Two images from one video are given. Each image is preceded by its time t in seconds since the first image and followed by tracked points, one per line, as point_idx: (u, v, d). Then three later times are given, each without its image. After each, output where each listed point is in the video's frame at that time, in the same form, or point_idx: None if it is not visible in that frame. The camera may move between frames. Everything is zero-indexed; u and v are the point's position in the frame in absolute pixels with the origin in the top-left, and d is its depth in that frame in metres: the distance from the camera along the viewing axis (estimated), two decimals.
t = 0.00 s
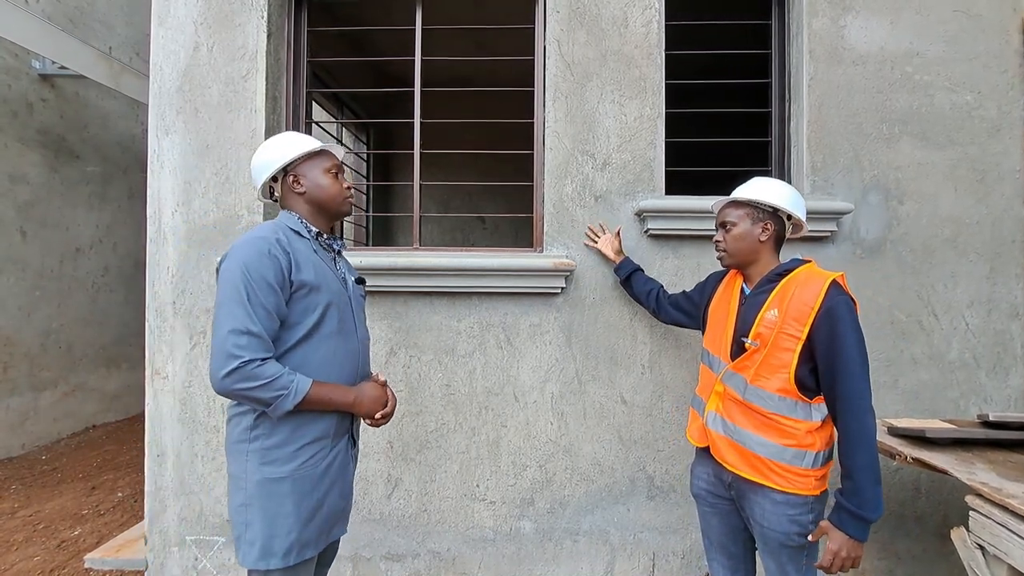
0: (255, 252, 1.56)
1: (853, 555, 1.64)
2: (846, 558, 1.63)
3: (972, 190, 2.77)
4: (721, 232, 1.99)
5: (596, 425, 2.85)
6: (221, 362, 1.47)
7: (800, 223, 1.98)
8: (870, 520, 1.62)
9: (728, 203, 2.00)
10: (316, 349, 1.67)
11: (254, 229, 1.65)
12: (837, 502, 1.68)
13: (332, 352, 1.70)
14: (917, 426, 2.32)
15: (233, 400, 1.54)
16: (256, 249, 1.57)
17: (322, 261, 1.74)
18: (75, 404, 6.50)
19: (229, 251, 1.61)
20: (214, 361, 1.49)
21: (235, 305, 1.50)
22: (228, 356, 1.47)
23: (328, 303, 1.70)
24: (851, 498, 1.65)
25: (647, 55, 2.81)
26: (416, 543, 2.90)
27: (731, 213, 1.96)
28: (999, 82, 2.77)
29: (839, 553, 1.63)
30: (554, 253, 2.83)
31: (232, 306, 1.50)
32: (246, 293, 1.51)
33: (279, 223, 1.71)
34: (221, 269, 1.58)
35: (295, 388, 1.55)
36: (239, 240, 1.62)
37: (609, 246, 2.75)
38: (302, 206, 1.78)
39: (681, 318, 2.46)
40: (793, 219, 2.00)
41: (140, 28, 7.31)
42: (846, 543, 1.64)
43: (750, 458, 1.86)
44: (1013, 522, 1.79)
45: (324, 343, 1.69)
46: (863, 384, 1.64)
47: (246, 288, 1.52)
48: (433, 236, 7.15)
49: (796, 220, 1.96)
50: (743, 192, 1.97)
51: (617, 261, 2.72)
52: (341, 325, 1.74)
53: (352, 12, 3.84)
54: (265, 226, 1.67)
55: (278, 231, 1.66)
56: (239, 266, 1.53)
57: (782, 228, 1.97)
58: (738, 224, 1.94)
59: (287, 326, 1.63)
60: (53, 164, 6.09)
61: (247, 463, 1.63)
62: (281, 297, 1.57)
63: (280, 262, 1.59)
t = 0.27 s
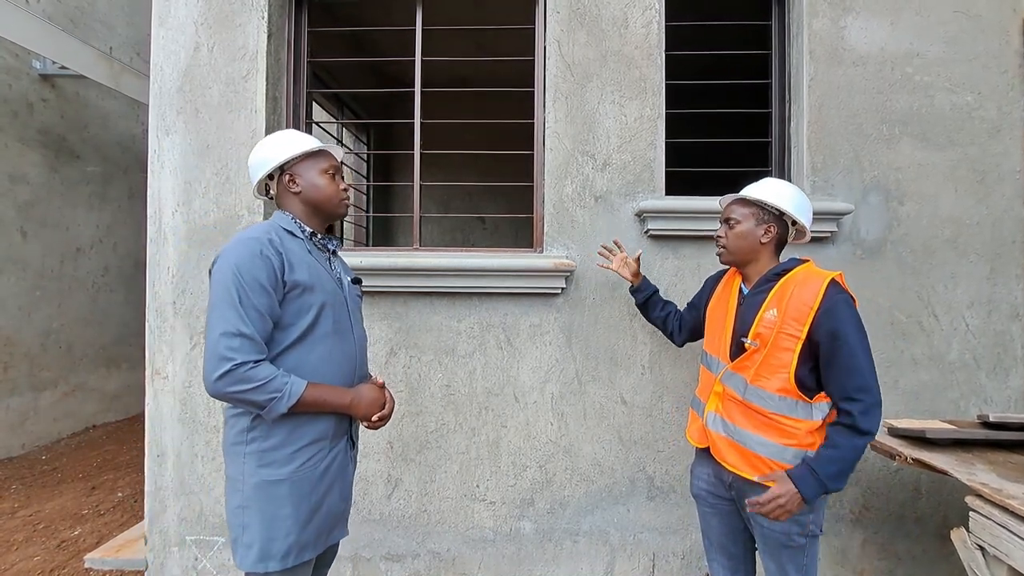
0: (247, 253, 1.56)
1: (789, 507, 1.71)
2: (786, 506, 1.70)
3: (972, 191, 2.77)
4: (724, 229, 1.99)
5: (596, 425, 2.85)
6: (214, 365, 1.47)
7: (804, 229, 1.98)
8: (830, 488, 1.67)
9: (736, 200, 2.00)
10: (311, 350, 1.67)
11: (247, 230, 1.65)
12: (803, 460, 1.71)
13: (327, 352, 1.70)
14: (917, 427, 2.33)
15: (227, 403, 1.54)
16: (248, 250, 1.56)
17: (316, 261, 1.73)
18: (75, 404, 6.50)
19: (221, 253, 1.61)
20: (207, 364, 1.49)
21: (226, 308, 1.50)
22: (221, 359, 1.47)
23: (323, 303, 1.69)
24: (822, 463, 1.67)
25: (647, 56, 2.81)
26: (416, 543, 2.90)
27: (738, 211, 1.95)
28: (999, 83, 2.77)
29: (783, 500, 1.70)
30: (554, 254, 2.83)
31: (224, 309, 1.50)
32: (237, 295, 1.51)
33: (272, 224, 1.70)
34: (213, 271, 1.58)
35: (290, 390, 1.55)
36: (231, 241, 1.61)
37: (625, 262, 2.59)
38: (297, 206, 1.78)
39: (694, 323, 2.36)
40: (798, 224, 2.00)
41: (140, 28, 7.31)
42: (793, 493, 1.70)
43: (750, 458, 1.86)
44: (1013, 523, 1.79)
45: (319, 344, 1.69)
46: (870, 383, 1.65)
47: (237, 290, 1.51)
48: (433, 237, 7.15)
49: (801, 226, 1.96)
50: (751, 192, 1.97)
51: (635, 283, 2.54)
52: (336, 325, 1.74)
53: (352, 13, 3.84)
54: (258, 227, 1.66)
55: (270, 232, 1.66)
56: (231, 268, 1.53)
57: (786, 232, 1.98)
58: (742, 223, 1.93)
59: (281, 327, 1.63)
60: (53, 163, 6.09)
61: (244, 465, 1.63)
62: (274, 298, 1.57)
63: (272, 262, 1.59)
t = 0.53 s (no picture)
0: (243, 255, 1.56)
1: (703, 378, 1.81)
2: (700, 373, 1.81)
3: (972, 191, 2.78)
4: (729, 229, 1.96)
5: (596, 425, 2.85)
6: (211, 367, 1.47)
7: (810, 232, 1.97)
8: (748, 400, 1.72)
9: (741, 200, 1.97)
10: (309, 351, 1.67)
11: (244, 230, 1.65)
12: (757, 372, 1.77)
13: (325, 353, 1.70)
14: (916, 427, 2.33)
15: (225, 405, 1.54)
16: (244, 251, 1.56)
17: (313, 262, 1.73)
18: (75, 404, 6.50)
19: (218, 254, 1.61)
20: (204, 367, 1.49)
21: (223, 309, 1.50)
22: (218, 361, 1.47)
23: (321, 304, 1.70)
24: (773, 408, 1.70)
25: (647, 56, 2.81)
26: (416, 543, 2.90)
27: (744, 212, 1.92)
28: (999, 83, 2.77)
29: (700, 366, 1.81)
30: (554, 254, 2.83)
31: (221, 311, 1.50)
32: (234, 296, 1.51)
33: (269, 224, 1.70)
34: (210, 272, 1.58)
35: (287, 392, 1.55)
36: (227, 242, 1.61)
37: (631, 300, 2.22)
38: (294, 206, 1.78)
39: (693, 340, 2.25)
40: (803, 227, 1.98)
41: (140, 28, 7.31)
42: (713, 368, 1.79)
43: (749, 457, 1.86)
44: (1012, 523, 1.79)
45: (317, 345, 1.69)
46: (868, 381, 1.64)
47: (234, 291, 1.51)
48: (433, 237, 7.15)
49: (806, 228, 1.94)
50: (757, 192, 1.93)
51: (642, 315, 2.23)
52: (335, 326, 1.74)
53: (352, 13, 3.84)
54: (255, 227, 1.66)
55: (267, 232, 1.65)
56: (227, 269, 1.53)
57: (791, 235, 1.96)
58: (750, 225, 1.91)
59: (279, 328, 1.63)
60: (54, 163, 6.09)
61: (242, 467, 1.63)
62: (271, 299, 1.57)
63: (269, 263, 1.59)
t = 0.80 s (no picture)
0: (242, 255, 1.56)
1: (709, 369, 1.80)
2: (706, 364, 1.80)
3: (972, 192, 2.78)
4: (733, 228, 1.96)
5: (596, 425, 2.85)
6: (211, 368, 1.47)
7: (812, 236, 1.96)
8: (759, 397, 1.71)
9: (746, 200, 1.96)
10: (309, 352, 1.67)
11: (242, 231, 1.65)
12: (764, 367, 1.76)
13: (325, 354, 1.71)
14: (916, 427, 2.33)
15: (225, 406, 1.54)
16: (243, 252, 1.56)
17: (312, 262, 1.74)
18: (75, 404, 6.50)
19: (216, 255, 1.61)
20: (204, 368, 1.49)
21: (222, 310, 1.50)
22: (218, 362, 1.47)
23: (320, 304, 1.70)
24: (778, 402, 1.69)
25: (647, 56, 2.81)
26: (416, 543, 2.90)
27: (749, 212, 1.91)
28: (999, 84, 2.78)
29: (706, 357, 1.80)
30: (554, 254, 2.84)
31: (220, 312, 1.50)
32: (233, 297, 1.51)
33: (267, 225, 1.70)
34: (208, 273, 1.58)
35: (287, 393, 1.55)
36: (225, 243, 1.61)
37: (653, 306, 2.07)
38: (292, 206, 1.78)
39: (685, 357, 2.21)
40: (805, 231, 1.97)
41: (140, 28, 7.32)
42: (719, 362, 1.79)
43: (752, 458, 1.85)
44: (1012, 523, 1.80)
45: (317, 346, 1.69)
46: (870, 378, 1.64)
47: (233, 292, 1.51)
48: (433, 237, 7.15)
49: (808, 232, 1.94)
50: (762, 192, 1.92)
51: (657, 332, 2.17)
52: (334, 326, 1.75)
53: (353, 13, 3.84)
54: (253, 228, 1.66)
55: (265, 233, 1.66)
56: (226, 270, 1.53)
57: (792, 238, 1.96)
58: (755, 226, 1.90)
59: (279, 329, 1.63)
60: (54, 163, 6.10)
61: (242, 468, 1.63)
62: (271, 299, 1.57)
63: (268, 264, 1.59)
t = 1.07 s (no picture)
0: (241, 255, 1.56)
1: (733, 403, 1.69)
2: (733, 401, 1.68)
3: (972, 192, 2.78)
4: (736, 235, 1.95)
5: (596, 426, 2.85)
6: (211, 369, 1.47)
7: (815, 231, 1.95)
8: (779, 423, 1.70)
9: (743, 205, 1.95)
10: (308, 352, 1.68)
11: (240, 231, 1.65)
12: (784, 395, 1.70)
13: (324, 354, 1.71)
14: (916, 428, 2.33)
15: (225, 407, 1.54)
16: (242, 252, 1.57)
17: (311, 262, 1.74)
18: (75, 404, 6.50)
19: (215, 255, 1.61)
20: (204, 368, 1.49)
21: (222, 310, 1.50)
22: (218, 362, 1.47)
23: (320, 304, 1.70)
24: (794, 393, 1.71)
25: (647, 57, 2.82)
26: (416, 543, 2.90)
27: (750, 218, 1.90)
28: (999, 84, 2.78)
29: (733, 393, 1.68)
30: (554, 254, 2.84)
31: (220, 312, 1.50)
32: (232, 297, 1.51)
33: (266, 225, 1.70)
34: (207, 273, 1.58)
35: (288, 393, 1.55)
36: (224, 243, 1.61)
37: (661, 353, 2.10)
38: (290, 206, 1.78)
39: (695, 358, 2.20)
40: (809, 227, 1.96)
41: (140, 28, 7.32)
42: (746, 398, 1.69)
43: (759, 461, 1.85)
44: (1012, 523, 1.80)
45: (316, 346, 1.69)
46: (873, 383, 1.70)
47: (232, 292, 1.51)
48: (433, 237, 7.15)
49: (811, 229, 1.93)
50: (760, 194, 1.92)
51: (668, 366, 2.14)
52: (333, 326, 1.75)
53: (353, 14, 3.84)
54: (252, 228, 1.66)
55: (264, 233, 1.66)
56: (226, 270, 1.53)
57: (796, 236, 1.95)
58: (758, 231, 1.89)
59: (278, 329, 1.63)
60: (54, 163, 6.10)
61: (242, 470, 1.63)
62: (271, 299, 1.58)
63: (267, 264, 1.59)
